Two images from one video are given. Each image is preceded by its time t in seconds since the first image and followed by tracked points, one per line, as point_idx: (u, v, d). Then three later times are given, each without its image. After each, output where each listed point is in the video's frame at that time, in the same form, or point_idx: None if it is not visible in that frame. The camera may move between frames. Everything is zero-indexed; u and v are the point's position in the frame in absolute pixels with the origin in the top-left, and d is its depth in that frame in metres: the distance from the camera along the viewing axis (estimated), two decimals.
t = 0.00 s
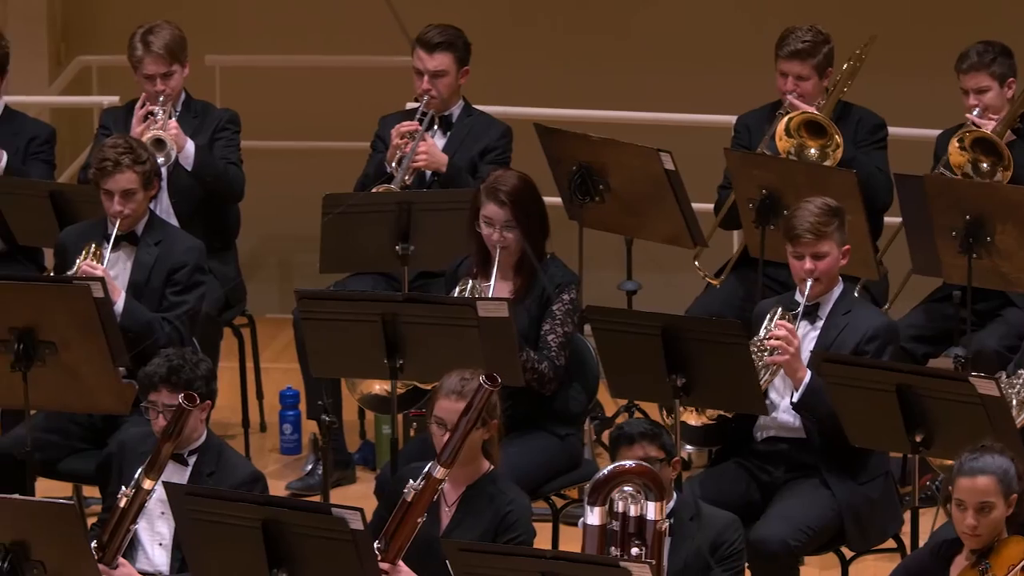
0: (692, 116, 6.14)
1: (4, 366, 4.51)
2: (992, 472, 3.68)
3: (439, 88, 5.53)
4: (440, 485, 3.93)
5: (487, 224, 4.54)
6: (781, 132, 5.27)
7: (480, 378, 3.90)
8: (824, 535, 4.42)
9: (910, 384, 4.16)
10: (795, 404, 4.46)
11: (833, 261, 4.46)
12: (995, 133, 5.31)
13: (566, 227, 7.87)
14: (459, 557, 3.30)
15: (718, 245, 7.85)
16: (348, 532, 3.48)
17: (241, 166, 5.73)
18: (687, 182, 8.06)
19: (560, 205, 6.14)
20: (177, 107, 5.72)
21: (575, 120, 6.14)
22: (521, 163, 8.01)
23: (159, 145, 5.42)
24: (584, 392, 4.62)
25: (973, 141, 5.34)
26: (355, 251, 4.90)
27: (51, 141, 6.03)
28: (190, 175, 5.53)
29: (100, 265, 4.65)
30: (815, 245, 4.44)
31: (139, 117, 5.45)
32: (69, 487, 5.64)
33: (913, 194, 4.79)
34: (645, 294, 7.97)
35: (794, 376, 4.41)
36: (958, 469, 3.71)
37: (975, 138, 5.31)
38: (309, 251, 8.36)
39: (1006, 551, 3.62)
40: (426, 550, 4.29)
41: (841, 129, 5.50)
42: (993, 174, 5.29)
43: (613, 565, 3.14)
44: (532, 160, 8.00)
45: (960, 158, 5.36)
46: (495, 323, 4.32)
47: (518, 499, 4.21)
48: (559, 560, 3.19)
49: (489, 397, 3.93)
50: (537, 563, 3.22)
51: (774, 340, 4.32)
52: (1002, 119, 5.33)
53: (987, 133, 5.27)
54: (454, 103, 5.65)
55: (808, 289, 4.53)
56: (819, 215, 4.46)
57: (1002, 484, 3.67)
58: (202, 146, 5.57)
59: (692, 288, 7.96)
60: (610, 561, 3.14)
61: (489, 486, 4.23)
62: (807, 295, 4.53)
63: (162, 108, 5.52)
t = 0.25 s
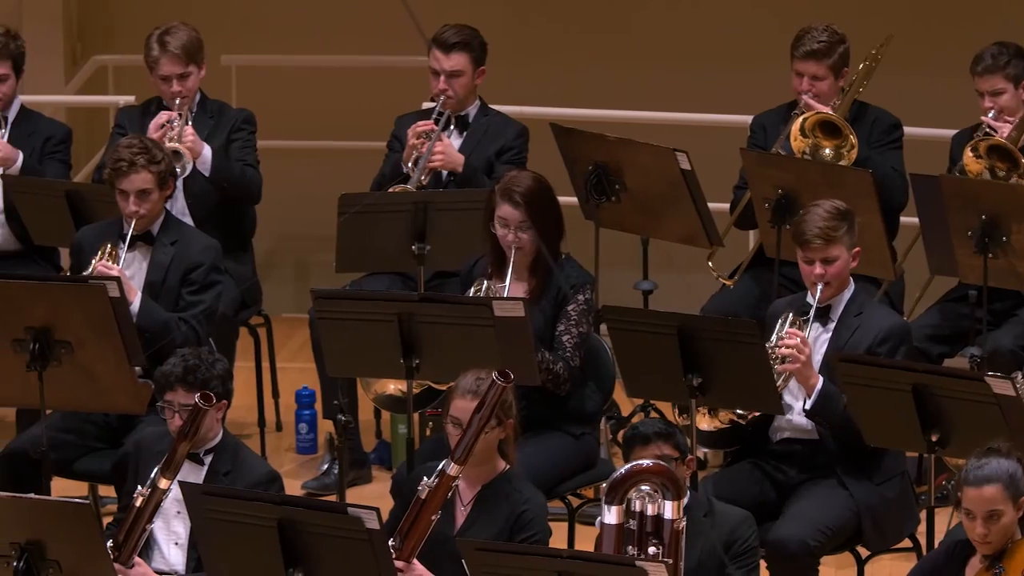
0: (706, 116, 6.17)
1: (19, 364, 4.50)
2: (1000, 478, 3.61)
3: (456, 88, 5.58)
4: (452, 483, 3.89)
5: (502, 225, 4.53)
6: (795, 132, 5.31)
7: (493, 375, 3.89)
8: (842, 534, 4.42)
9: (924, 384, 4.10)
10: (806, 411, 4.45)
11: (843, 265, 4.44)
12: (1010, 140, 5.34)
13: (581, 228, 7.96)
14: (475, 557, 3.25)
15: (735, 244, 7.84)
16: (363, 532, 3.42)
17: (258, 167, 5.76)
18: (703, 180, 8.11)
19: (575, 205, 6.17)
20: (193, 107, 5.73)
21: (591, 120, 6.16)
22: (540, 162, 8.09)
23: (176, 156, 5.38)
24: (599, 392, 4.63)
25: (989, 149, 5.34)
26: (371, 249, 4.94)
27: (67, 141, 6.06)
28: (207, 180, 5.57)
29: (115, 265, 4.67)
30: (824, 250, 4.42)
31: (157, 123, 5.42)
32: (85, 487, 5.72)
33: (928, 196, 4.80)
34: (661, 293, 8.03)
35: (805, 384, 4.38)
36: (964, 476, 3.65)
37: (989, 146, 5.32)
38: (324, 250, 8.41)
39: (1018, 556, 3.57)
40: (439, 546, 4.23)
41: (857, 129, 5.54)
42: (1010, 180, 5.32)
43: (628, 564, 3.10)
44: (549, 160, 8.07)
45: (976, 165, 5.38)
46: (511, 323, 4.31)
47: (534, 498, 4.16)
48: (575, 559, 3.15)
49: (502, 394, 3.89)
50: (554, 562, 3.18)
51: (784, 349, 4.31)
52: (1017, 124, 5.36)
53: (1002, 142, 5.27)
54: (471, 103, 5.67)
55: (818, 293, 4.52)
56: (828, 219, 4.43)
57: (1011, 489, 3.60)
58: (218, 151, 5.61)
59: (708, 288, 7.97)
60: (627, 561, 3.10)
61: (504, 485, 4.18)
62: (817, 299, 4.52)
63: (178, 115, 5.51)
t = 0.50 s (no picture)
0: (721, 116, 6.18)
1: (33, 364, 4.50)
2: (1012, 478, 3.52)
3: (471, 88, 5.58)
4: (467, 482, 3.87)
5: (517, 225, 4.54)
6: (810, 136, 5.33)
7: (507, 374, 3.84)
8: (856, 529, 4.41)
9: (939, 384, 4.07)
10: (817, 411, 4.43)
11: (854, 266, 4.43)
12: None
13: (596, 228, 8.12)
14: (490, 558, 3.24)
15: (748, 245, 8.02)
16: (377, 531, 3.40)
17: (273, 167, 5.77)
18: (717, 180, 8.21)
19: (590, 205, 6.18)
20: (209, 107, 5.74)
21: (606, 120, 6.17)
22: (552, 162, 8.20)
23: (192, 151, 5.38)
24: (614, 392, 4.63)
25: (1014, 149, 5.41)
26: (385, 250, 4.96)
27: (82, 141, 6.06)
28: (222, 178, 5.56)
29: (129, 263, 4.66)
30: (835, 252, 4.41)
31: (173, 120, 5.41)
32: (100, 486, 5.74)
33: (943, 195, 4.83)
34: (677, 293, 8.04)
35: (816, 384, 4.37)
36: (976, 478, 3.57)
37: (1013, 145, 5.38)
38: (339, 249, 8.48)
39: None
40: (454, 547, 4.22)
41: (872, 129, 5.56)
42: None
43: (642, 564, 3.08)
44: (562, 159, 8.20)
45: (1000, 166, 5.44)
46: (525, 322, 4.31)
47: (549, 499, 4.14)
48: (590, 560, 3.14)
49: (515, 393, 3.87)
50: (568, 563, 3.17)
51: (795, 351, 4.31)
52: None
53: None
54: (486, 103, 5.67)
55: (830, 293, 4.50)
56: (839, 221, 4.42)
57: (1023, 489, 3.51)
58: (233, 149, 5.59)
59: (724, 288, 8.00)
60: (640, 561, 3.08)
61: (519, 486, 4.16)
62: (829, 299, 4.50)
63: (194, 112, 5.48)
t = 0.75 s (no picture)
0: (735, 117, 6.19)
1: (47, 364, 4.50)
2: None
3: (485, 88, 5.60)
4: (480, 483, 3.85)
5: (533, 225, 4.55)
6: (823, 137, 5.34)
7: (521, 374, 3.82)
8: (869, 532, 4.42)
9: (955, 386, 4.05)
10: (830, 402, 4.42)
11: (873, 265, 4.44)
12: None
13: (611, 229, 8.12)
14: (504, 558, 3.22)
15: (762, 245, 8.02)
16: (392, 532, 3.36)
17: (288, 165, 5.77)
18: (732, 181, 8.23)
19: (605, 205, 6.18)
20: (223, 107, 5.76)
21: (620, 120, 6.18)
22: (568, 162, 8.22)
23: (207, 145, 5.42)
24: (628, 393, 4.63)
25: None
26: (399, 250, 4.98)
27: (96, 141, 6.06)
28: (237, 175, 5.59)
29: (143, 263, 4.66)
30: (855, 250, 4.42)
31: (188, 116, 5.45)
32: (113, 487, 5.75)
33: (957, 196, 4.86)
34: (692, 293, 8.00)
35: (830, 375, 4.37)
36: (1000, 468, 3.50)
37: None
38: (353, 249, 8.50)
39: None
40: (467, 550, 4.19)
41: (885, 130, 5.58)
42: None
43: (657, 565, 3.06)
44: (577, 159, 8.22)
45: (1015, 157, 5.45)
46: (539, 323, 4.31)
47: (563, 500, 4.12)
48: (604, 559, 3.12)
49: (529, 393, 3.85)
50: (582, 562, 3.14)
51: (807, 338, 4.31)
52: None
53: None
54: (501, 103, 5.69)
55: (847, 291, 4.50)
56: (858, 219, 4.43)
57: None
58: (248, 146, 5.61)
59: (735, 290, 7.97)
60: (655, 561, 3.07)
61: (533, 487, 4.13)
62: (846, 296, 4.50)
63: (209, 109, 5.52)
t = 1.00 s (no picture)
0: (748, 117, 6.20)
1: (61, 364, 4.50)
2: None
3: (499, 88, 5.61)
4: (495, 483, 3.83)
5: (550, 224, 4.55)
6: (836, 140, 5.34)
7: (534, 374, 3.81)
8: (882, 532, 4.42)
9: (968, 385, 4.04)
10: (847, 397, 4.43)
11: (890, 264, 4.44)
12: None
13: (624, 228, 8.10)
14: (518, 557, 3.22)
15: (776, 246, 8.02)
16: (406, 532, 3.36)
17: (302, 163, 5.78)
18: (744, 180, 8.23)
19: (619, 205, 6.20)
20: (237, 106, 5.77)
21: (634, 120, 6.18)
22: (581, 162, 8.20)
23: (220, 141, 5.44)
24: (642, 392, 4.64)
25: None
26: (413, 250, 4.99)
27: (109, 141, 6.07)
28: (251, 172, 5.60)
29: (157, 264, 4.66)
30: (872, 250, 4.42)
31: (201, 113, 5.46)
32: (126, 486, 5.76)
33: (971, 197, 4.89)
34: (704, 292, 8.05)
35: (845, 370, 4.37)
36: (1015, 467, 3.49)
37: None
38: (366, 248, 8.49)
39: None
40: (480, 550, 4.18)
41: (898, 131, 5.59)
42: None
43: (671, 565, 3.06)
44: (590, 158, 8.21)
45: None
46: (554, 323, 4.30)
47: (576, 500, 4.11)
48: (618, 559, 3.11)
49: (543, 394, 3.84)
50: (597, 562, 3.14)
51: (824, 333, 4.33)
52: None
53: None
54: (515, 103, 5.70)
55: (864, 290, 4.50)
56: (875, 218, 4.43)
57: None
58: (262, 143, 5.62)
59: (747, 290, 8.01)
60: (668, 561, 3.06)
61: (546, 487, 4.12)
62: (863, 296, 4.50)
63: (223, 105, 5.54)
